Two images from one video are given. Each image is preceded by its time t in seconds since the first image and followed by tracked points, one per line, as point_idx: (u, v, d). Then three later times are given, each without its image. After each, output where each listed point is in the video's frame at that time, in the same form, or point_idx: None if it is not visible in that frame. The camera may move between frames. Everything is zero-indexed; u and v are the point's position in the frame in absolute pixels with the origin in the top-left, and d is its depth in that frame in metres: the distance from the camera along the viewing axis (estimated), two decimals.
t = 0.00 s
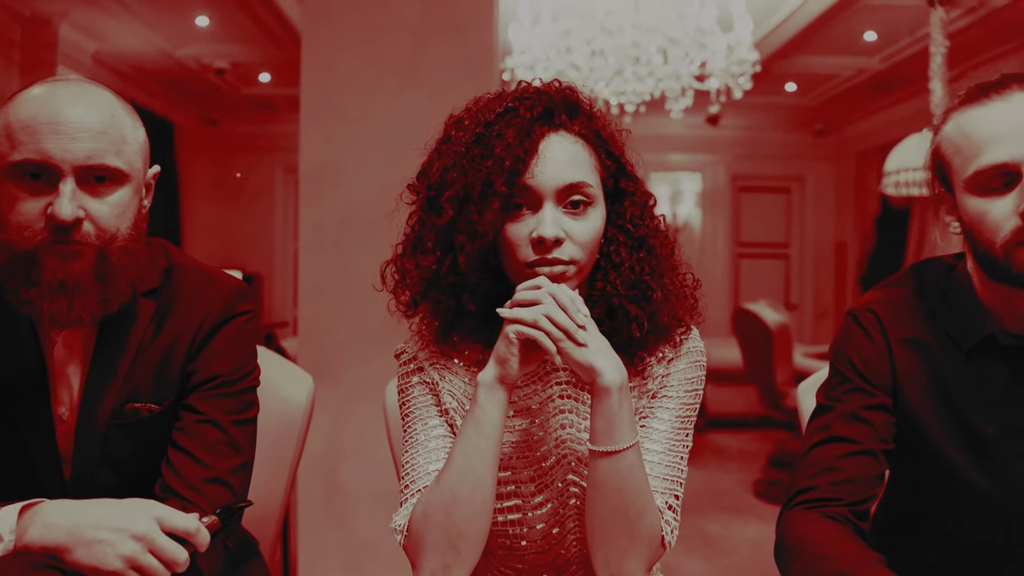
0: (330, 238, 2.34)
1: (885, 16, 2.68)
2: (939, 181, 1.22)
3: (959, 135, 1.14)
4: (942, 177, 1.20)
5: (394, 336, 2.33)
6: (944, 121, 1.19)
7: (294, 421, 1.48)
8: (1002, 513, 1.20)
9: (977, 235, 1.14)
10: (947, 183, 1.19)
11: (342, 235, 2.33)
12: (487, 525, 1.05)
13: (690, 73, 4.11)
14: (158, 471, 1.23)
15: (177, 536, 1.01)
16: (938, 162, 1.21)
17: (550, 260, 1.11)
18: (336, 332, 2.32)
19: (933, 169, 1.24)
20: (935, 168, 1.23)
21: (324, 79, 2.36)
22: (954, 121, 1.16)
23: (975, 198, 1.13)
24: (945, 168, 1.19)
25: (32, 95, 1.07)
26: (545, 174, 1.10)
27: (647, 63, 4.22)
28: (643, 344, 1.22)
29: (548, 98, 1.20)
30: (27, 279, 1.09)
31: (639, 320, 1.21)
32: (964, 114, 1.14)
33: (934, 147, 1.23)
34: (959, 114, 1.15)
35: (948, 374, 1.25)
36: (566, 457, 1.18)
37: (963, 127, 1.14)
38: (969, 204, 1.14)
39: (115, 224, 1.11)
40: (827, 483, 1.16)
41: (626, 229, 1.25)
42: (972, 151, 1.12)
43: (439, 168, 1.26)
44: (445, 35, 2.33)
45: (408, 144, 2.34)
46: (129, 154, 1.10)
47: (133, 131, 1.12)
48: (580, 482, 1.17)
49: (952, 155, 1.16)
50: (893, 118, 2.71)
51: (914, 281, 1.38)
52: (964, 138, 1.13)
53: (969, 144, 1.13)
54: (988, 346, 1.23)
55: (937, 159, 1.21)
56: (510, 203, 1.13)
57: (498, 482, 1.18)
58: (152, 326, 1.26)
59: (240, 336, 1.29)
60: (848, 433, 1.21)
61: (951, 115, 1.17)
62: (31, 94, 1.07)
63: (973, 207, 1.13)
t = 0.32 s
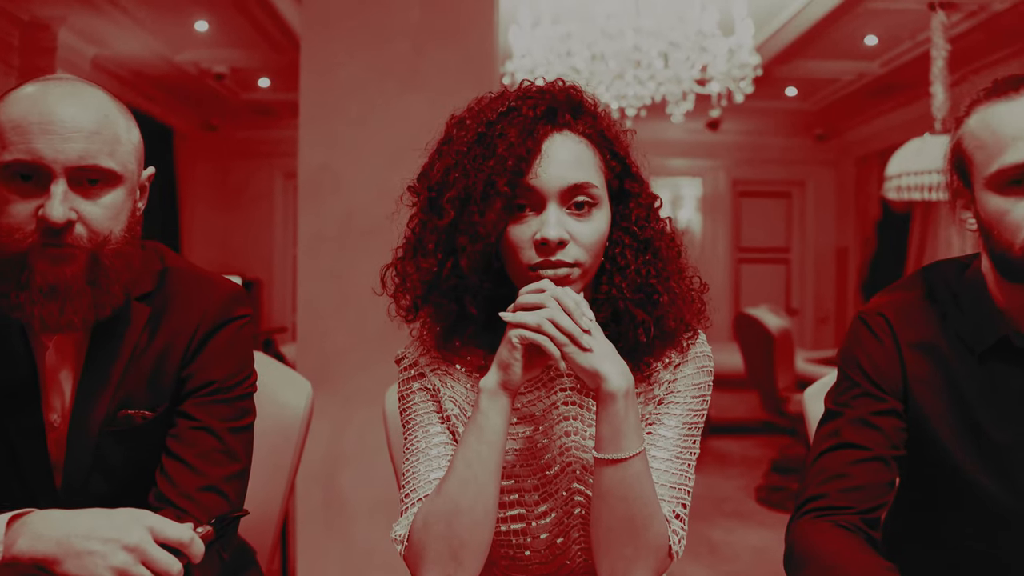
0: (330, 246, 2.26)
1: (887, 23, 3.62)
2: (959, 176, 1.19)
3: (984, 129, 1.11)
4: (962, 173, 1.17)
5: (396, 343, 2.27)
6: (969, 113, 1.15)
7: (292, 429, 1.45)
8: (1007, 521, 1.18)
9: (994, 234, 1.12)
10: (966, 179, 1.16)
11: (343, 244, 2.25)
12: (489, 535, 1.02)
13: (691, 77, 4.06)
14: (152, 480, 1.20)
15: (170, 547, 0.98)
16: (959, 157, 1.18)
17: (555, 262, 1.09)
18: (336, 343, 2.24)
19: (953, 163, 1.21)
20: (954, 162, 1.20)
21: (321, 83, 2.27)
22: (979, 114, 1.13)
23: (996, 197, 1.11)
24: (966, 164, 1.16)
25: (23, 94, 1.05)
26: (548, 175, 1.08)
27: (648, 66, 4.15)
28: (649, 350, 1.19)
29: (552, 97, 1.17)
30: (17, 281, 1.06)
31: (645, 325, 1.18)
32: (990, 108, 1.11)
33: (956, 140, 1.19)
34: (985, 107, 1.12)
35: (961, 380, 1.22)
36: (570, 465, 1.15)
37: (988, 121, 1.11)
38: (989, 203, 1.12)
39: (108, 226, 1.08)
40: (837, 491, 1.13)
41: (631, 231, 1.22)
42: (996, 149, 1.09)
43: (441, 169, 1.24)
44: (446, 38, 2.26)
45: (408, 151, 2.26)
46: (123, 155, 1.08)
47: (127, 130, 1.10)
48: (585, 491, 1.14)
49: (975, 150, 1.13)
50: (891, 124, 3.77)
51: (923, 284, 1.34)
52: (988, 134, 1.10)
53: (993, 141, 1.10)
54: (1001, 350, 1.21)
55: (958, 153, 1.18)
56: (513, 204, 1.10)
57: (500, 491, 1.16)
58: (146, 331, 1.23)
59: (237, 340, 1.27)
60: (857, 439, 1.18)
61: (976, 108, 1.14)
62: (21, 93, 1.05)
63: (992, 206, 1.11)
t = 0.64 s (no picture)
0: (329, 249, 2.23)
1: (890, 26, 3.58)
2: (983, 172, 1.17)
3: (1012, 123, 1.08)
4: (986, 168, 1.15)
5: (395, 347, 2.24)
6: (997, 107, 1.13)
7: (290, 435, 1.42)
8: (1007, 520, 1.15)
9: (1013, 233, 1.10)
10: (990, 175, 1.14)
11: (343, 247, 2.22)
12: (490, 544, 0.99)
13: (692, 80, 4.08)
14: (145, 487, 1.18)
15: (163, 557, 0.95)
16: (984, 151, 1.15)
17: (558, 263, 1.06)
18: (335, 347, 2.21)
19: (977, 158, 1.18)
20: (979, 157, 1.17)
21: (321, 84, 2.24)
22: (1008, 108, 1.10)
23: (1018, 194, 1.08)
24: (991, 158, 1.13)
25: (14, 92, 1.02)
26: (552, 174, 1.06)
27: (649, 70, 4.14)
28: (654, 354, 1.16)
29: (555, 95, 1.15)
30: (6, 284, 1.04)
31: (651, 328, 1.16)
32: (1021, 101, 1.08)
33: (982, 134, 1.16)
34: (1015, 100, 1.09)
35: (972, 383, 1.19)
36: (574, 473, 1.12)
37: (1018, 115, 1.08)
38: (1010, 200, 1.09)
39: (99, 227, 1.06)
40: (847, 498, 1.10)
41: (637, 232, 1.20)
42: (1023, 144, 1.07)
43: (442, 168, 1.21)
44: (447, 40, 2.23)
45: (407, 153, 2.23)
46: (115, 154, 1.06)
47: (121, 130, 1.08)
48: (589, 499, 1.12)
49: (1001, 145, 1.10)
50: (894, 126, 4.19)
51: (932, 287, 1.31)
52: (1017, 128, 1.08)
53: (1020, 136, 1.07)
54: (1013, 354, 1.18)
55: (983, 148, 1.15)
56: (516, 203, 1.08)
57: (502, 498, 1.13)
58: (140, 335, 1.20)
59: (233, 345, 1.24)
60: (867, 445, 1.15)
61: (1005, 102, 1.11)
62: (13, 91, 1.03)
63: (1013, 203, 1.09)
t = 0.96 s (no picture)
0: (328, 251, 2.20)
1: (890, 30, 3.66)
2: (1008, 166, 1.13)
3: None
4: (1011, 162, 1.11)
5: (395, 352, 2.21)
6: None
7: (288, 440, 1.39)
8: (1007, 520, 1.13)
9: None
10: (1015, 169, 1.10)
11: (342, 249, 2.20)
12: (491, 553, 0.96)
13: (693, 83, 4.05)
14: (137, 493, 1.15)
15: (154, 566, 0.92)
16: (1010, 145, 1.12)
17: (562, 263, 1.04)
18: (333, 351, 2.18)
19: (1002, 152, 1.14)
20: (1005, 150, 1.13)
21: (321, 84, 2.21)
22: None
23: None
24: (1017, 152, 1.09)
25: (4, 87, 1.00)
26: (555, 173, 1.03)
27: (650, 72, 4.11)
28: (660, 357, 1.14)
29: (558, 92, 1.13)
30: None
31: (656, 331, 1.13)
32: None
33: (1007, 127, 1.13)
34: None
35: (985, 387, 1.16)
36: (577, 479, 1.09)
37: None
38: None
39: (91, 227, 1.03)
40: (857, 505, 1.07)
41: (641, 232, 1.18)
42: None
43: (443, 166, 1.19)
44: (447, 42, 2.20)
45: (408, 155, 2.21)
46: (108, 152, 1.03)
47: (114, 128, 1.05)
48: (592, 506, 1.09)
49: None
50: (894, 129, 4.33)
51: (944, 289, 1.28)
52: None
53: None
54: None
55: (1010, 141, 1.11)
56: (518, 202, 1.06)
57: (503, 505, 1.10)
58: (132, 337, 1.18)
59: (229, 348, 1.21)
60: (877, 450, 1.12)
61: None
62: (3, 87, 1.01)
63: None
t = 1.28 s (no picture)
0: (326, 253, 2.17)
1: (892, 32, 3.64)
2: None
3: None
4: None
5: (394, 355, 2.18)
6: None
7: (285, 444, 1.37)
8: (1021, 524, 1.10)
9: None
10: None
11: (341, 251, 2.17)
12: (494, 561, 0.93)
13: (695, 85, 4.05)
14: (129, 497, 1.12)
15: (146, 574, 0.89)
16: None
17: (566, 264, 1.01)
18: (332, 354, 2.15)
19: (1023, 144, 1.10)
20: None
21: (320, 83, 2.18)
22: None
23: None
24: None
25: None
26: (559, 170, 1.01)
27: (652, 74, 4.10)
28: (667, 358, 1.11)
29: (562, 87, 1.10)
30: None
31: (662, 332, 1.10)
32: None
33: None
34: None
35: (1000, 389, 1.13)
36: (581, 485, 1.06)
37: None
38: None
39: (82, 224, 1.01)
40: (868, 511, 1.04)
41: (648, 231, 1.15)
42: None
43: (443, 163, 1.16)
44: (446, 43, 2.18)
45: (407, 156, 2.18)
46: (99, 148, 1.01)
47: (106, 123, 1.03)
48: (597, 512, 1.06)
49: None
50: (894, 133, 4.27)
51: (958, 288, 1.25)
52: None
53: None
54: None
55: None
56: (522, 202, 1.03)
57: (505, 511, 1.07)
58: (125, 338, 1.15)
59: (225, 349, 1.19)
60: (889, 455, 1.09)
61: None
62: None
63: None
